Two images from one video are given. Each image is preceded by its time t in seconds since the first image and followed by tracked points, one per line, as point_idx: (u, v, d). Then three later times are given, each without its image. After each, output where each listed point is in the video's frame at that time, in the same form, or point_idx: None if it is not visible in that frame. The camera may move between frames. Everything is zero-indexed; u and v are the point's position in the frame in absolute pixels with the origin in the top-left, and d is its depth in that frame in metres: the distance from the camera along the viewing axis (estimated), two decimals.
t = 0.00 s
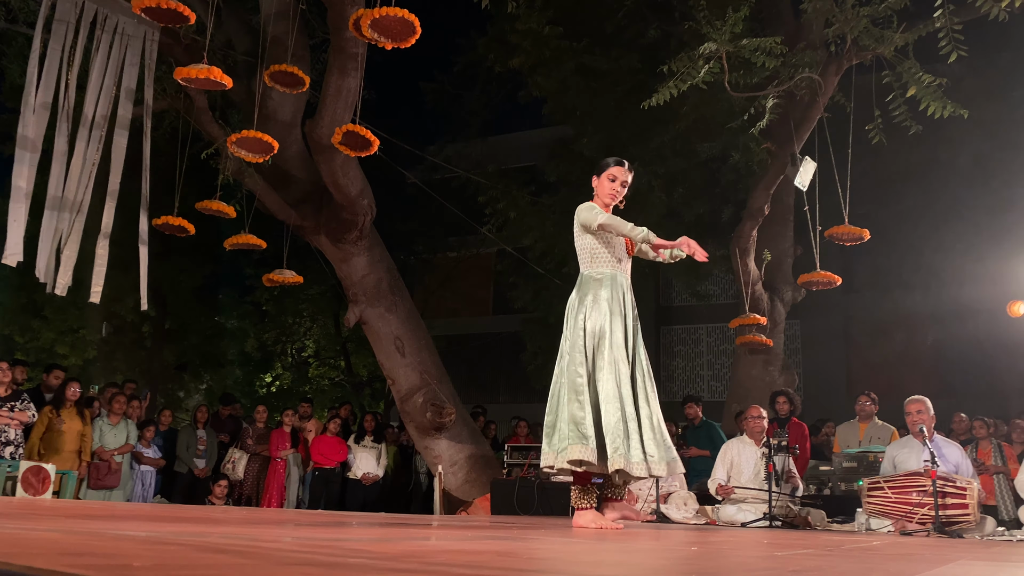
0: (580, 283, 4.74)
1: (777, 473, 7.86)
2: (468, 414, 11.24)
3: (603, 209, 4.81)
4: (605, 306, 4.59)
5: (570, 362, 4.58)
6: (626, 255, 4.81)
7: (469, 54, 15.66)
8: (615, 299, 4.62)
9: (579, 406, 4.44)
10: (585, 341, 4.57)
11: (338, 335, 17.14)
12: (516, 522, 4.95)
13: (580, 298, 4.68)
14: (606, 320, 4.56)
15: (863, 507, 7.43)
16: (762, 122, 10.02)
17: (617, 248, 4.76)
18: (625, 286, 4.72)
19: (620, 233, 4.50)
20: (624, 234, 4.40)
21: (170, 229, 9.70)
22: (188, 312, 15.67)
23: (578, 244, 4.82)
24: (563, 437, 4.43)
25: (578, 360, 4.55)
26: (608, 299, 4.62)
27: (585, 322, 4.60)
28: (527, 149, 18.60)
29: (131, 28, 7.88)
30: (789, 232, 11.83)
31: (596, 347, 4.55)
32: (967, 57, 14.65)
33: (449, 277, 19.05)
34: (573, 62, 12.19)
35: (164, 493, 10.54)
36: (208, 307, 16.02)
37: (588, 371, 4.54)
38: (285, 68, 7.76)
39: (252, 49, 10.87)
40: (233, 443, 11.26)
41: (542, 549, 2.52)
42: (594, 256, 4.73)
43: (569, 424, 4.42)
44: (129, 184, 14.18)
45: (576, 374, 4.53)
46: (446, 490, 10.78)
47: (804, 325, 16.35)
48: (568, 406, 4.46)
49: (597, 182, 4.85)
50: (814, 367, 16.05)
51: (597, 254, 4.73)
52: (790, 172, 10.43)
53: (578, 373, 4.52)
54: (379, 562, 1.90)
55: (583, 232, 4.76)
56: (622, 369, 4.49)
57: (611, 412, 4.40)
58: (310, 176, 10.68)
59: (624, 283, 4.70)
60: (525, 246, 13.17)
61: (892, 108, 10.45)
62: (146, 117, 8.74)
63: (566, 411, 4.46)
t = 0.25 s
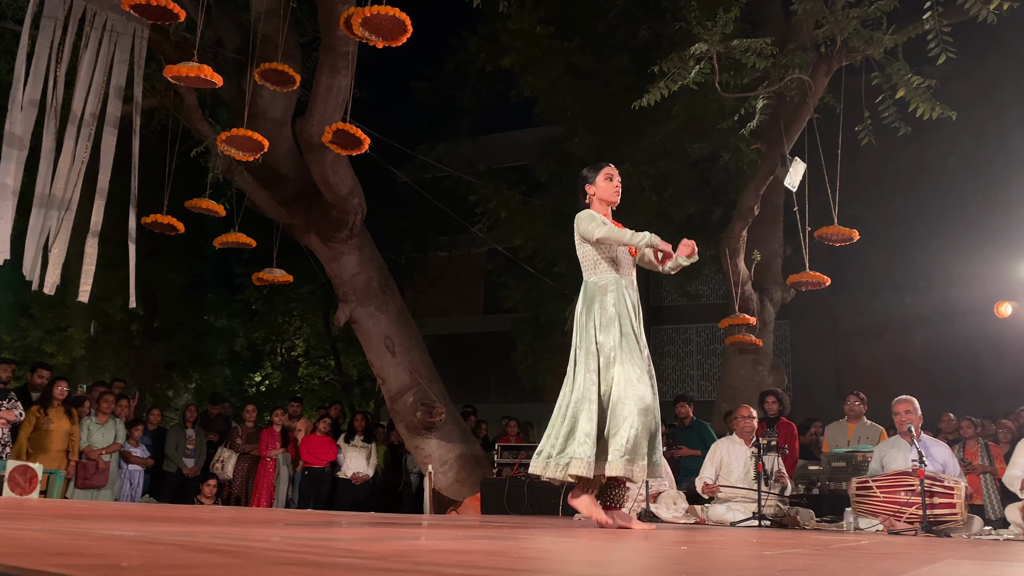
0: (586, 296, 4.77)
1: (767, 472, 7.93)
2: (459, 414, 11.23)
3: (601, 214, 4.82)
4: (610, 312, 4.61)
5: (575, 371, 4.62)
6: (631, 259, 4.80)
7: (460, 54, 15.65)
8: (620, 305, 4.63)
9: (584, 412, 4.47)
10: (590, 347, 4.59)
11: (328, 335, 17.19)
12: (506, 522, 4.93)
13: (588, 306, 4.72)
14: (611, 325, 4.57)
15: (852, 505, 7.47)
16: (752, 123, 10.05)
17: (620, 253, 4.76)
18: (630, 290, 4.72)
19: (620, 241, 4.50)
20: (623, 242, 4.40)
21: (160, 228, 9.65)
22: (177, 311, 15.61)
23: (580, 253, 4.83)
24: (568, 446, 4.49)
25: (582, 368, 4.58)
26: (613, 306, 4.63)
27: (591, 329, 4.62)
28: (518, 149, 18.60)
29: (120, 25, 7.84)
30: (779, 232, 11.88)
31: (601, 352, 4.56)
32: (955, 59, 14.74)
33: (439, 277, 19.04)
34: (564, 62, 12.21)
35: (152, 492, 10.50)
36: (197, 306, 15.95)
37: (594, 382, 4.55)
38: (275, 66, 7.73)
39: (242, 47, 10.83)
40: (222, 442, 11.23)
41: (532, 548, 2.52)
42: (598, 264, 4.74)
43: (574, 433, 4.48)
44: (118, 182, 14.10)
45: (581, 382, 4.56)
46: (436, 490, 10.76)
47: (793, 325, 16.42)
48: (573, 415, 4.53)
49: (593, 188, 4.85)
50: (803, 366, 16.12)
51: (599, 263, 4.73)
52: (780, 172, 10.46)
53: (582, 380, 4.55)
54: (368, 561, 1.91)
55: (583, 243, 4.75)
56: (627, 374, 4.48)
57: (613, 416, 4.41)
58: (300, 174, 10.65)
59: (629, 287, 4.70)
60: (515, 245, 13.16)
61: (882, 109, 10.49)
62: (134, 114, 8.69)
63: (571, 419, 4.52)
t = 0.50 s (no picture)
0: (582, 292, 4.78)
1: (756, 471, 8.02)
2: (449, 413, 11.23)
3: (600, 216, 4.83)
4: (611, 316, 4.61)
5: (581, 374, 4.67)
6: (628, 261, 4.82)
7: (451, 52, 15.63)
8: (619, 307, 4.65)
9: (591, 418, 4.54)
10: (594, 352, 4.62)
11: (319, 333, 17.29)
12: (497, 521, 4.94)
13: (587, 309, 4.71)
14: (612, 330, 4.58)
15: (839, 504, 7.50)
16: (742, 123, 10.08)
17: (616, 255, 4.78)
18: (627, 292, 4.74)
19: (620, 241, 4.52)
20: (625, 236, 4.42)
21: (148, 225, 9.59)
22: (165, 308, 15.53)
23: (576, 253, 4.83)
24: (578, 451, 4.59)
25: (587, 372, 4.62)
26: (611, 308, 4.64)
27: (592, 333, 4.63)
28: (508, 147, 18.59)
29: (109, 21, 7.79)
30: (768, 232, 11.92)
31: (603, 357, 4.57)
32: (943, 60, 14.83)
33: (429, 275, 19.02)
34: (555, 61, 12.23)
35: (140, 491, 10.45)
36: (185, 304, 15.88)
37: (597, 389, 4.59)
38: (265, 63, 7.71)
39: (231, 44, 10.79)
40: (211, 440, 11.16)
41: (521, 547, 2.52)
42: (594, 265, 4.75)
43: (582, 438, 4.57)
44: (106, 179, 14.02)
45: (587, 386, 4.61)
46: (425, 489, 10.72)
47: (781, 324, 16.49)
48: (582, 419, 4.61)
49: (593, 190, 4.85)
50: (791, 366, 16.18)
51: (598, 261, 4.75)
52: (769, 172, 10.50)
53: (588, 385, 4.60)
54: (357, 559, 1.90)
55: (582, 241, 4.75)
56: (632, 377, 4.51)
57: (619, 422, 4.45)
58: (289, 172, 10.62)
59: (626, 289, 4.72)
60: (505, 244, 13.14)
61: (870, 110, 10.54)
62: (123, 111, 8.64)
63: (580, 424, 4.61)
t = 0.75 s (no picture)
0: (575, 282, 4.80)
1: (743, 469, 8.06)
2: (437, 411, 11.22)
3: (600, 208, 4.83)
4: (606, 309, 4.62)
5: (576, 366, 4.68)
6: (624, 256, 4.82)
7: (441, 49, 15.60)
8: (612, 299, 4.67)
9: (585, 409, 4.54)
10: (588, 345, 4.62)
11: (306, 331, 17.38)
12: (484, 518, 4.95)
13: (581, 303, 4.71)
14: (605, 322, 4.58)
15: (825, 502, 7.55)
16: (731, 122, 10.10)
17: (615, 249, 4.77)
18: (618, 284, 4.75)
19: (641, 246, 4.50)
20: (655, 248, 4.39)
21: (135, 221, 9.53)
22: (152, 305, 15.46)
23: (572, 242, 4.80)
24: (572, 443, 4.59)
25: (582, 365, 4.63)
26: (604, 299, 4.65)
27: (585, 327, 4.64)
28: (498, 145, 18.58)
29: (95, 16, 7.73)
30: (756, 231, 11.96)
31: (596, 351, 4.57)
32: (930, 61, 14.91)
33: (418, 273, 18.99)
34: (545, 59, 12.23)
35: (126, 489, 10.41)
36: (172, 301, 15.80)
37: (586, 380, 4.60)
38: (253, 60, 7.67)
39: (220, 40, 10.74)
40: (198, 438, 11.14)
41: (508, 545, 2.52)
42: (590, 254, 4.73)
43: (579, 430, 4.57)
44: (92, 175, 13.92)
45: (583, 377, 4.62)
46: (413, 487, 10.70)
47: (769, 322, 16.57)
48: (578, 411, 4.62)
49: (593, 181, 4.85)
50: (779, 364, 16.26)
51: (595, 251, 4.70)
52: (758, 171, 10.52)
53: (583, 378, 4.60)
54: (343, 557, 1.90)
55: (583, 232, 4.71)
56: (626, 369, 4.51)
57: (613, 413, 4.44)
58: (278, 169, 10.59)
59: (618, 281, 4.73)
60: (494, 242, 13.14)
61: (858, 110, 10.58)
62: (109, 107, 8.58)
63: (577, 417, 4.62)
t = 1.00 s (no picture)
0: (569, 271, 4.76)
1: (729, 467, 8.04)
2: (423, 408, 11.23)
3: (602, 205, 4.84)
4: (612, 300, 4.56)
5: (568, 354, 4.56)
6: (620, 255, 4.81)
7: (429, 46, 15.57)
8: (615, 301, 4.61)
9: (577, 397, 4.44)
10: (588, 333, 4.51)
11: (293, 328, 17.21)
12: (470, 516, 4.95)
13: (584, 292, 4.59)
14: (611, 314, 4.51)
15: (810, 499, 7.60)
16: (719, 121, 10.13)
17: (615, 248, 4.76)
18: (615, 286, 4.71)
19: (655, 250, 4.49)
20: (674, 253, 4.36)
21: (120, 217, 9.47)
22: (137, 302, 15.36)
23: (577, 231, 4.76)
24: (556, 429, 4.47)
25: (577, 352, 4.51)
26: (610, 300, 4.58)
27: (587, 314, 4.53)
28: (487, 142, 18.56)
29: (80, 9, 7.66)
30: (743, 229, 12.00)
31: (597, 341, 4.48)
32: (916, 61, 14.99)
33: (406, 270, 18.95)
34: (533, 57, 12.24)
35: (111, 486, 10.34)
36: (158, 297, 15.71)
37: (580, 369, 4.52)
38: (240, 55, 7.63)
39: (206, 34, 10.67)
40: (183, 435, 11.08)
41: (496, 542, 2.52)
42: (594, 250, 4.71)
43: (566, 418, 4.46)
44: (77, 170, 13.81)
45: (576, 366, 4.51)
46: (400, 483, 10.75)
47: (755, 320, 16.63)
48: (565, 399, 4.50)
49: (599, 177, 4.85)
50: (765, 362, 16.33)
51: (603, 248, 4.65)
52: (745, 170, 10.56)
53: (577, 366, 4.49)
54: (330, 555, 1.89)
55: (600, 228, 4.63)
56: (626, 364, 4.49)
57: (607, 405, 4.40)
58: (265, 165, 10.55)
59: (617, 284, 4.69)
60: (482, 239, 13.13)
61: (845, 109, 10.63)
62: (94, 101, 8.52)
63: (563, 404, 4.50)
